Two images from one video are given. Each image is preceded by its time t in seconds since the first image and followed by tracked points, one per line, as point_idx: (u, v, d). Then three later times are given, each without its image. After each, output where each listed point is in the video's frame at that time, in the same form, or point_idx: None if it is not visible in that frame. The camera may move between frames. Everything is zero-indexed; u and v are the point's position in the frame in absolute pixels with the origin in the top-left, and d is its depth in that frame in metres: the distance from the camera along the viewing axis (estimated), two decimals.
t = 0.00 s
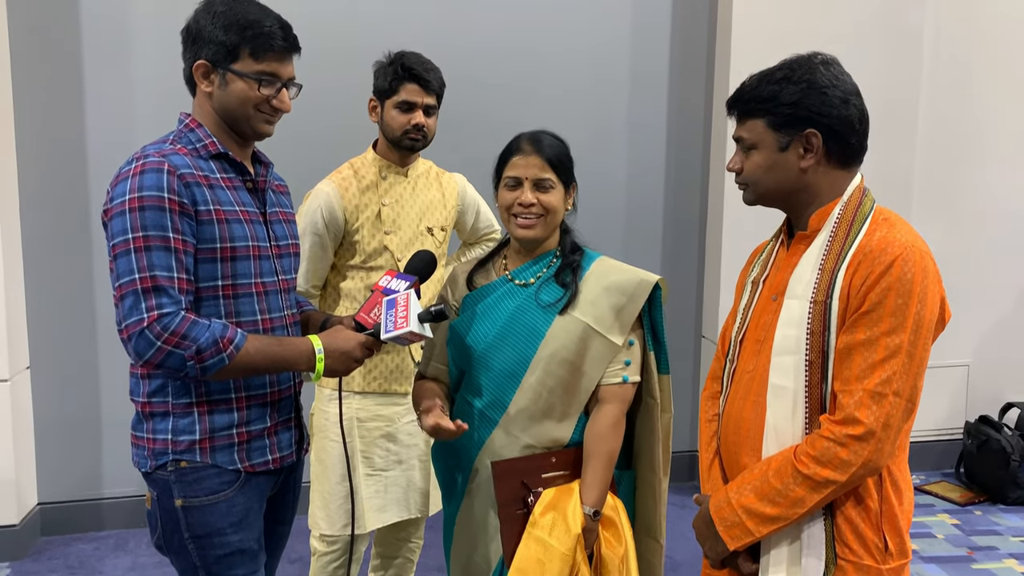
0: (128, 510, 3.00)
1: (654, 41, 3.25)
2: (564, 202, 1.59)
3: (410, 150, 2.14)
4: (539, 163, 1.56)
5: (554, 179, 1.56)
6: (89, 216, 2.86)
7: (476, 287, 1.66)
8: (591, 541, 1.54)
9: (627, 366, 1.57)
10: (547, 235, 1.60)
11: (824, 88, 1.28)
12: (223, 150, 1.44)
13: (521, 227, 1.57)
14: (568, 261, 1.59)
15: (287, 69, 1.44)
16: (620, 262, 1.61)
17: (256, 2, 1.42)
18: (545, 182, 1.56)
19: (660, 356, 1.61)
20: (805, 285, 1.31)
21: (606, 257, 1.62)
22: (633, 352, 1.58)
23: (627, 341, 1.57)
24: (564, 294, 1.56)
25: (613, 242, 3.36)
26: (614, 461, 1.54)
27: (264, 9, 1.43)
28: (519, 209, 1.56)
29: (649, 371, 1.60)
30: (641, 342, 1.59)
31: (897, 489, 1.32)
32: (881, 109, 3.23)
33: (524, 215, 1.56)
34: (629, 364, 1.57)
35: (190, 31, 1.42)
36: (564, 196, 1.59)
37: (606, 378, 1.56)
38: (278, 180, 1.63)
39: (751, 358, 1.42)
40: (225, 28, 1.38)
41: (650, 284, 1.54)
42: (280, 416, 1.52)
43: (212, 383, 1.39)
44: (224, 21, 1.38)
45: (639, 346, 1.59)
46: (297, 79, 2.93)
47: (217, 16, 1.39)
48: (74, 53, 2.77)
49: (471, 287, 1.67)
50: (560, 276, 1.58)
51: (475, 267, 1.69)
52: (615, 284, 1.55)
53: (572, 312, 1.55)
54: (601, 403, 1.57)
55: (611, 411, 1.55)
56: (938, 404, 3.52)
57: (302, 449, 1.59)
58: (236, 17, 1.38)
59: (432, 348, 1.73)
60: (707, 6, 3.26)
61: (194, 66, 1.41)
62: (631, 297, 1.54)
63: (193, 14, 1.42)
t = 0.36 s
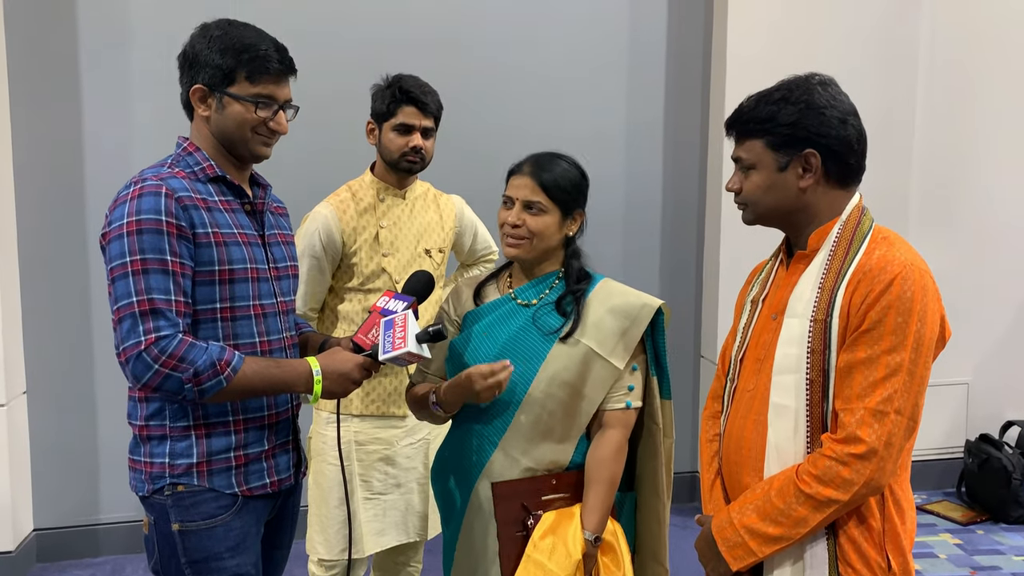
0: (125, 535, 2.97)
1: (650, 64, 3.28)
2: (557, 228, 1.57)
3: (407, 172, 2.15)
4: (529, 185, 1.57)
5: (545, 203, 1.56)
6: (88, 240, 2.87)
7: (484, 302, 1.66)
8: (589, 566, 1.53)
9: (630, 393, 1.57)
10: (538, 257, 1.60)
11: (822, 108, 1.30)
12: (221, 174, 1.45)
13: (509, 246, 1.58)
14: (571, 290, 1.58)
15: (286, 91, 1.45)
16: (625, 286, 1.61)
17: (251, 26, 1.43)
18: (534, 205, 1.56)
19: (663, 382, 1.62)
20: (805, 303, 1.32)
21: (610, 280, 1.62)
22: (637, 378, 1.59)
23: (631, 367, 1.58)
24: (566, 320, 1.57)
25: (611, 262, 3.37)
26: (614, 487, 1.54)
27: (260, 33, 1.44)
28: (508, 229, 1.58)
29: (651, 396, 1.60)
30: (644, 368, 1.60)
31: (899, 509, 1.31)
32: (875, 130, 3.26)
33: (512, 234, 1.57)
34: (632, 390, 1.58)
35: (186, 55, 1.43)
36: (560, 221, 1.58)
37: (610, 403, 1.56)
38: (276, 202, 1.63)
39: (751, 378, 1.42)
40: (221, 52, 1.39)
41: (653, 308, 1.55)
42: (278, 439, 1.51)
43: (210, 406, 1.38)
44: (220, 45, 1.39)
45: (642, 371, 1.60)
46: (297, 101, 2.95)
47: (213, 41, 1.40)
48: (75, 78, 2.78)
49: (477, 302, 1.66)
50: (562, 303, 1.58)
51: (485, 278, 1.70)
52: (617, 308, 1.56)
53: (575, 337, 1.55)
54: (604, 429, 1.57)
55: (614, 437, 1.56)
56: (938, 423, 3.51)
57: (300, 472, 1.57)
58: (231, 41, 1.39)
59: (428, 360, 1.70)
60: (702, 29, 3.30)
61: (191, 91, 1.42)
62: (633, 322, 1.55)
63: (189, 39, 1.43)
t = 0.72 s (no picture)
0: (121, 556, 2.95)
1: (644, 82, 3.32)
2: (566, 244, 1.60)
3: (403, 189, 2.17)
4: (544, 205, 1.56)
5: (558, 222, 1.57)
6: (85, 260, 2.87)
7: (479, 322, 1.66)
8: None
9: (630, 412, 1.57)
10: (549, 275, 1.60)
11: (817, 124, 1.31)
12: (218, 192, 1.46)
13: (524, 266, 1.57)
14: (572, 303, 1.59)
15: (288, 113, 1.48)
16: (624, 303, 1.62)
17: (256, 48, 1.45)
18: (549, 224, 1.57)
19: (663, 400, 1.63)
20: (802, 318, 1.33)
21: (610, 298, 1.63)
22: (636, 398, 1.59)
23: (630, 387, 1.58)
24: (566, 337, 1.58)
25: (608, 278, 3.38)
26: (612, 507, 1.53)
27: (264, 56, 1.46)
28: (523, 249, 1.57)
29: (652, 414, 1.60)
30: (644, 387, 1.60)
31: (899, 523, 1.32)
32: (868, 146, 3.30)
33: (528, 255, 1.57)
34: (632, 409, 1.57)
35: (189, 76, 1.44)
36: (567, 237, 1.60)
37: (610, 422, 1.56)
38: (273, 220, 1.64)
39: (749, 393, 1.43)
40: (230, 74, 1.40)
41: (653, 328, 1.55)
42: (277, 456, 1.50)
43: (210, 424, 1.38)
44: (229, 67, 1.40)
45: (642, 391, 1.60)
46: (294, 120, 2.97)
47: (222, 62, 1.41)
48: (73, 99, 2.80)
49: (473, 322, 1.67)
50: (563, 319, 1.59)
51: (480, 297, 1.71)
52: (617, 326, 1.56)
53: (575, 355, 1.56)
54: (603, 447, 1.57)
55: (613, 455, 1.55)
56: (935, 436, 3.52)
57: (300, 490, 1.57)
58: (240, 64, 1.41)
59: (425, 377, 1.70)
60: (696, 47, 3.34)
61: (196, 109, 1.42)
62: (633, 340, 1.55)
63: (193, 59, 1.43)
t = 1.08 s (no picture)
0: (119, 563, 2.94)
1: (640, 87, 3.33)
2: (548, 250, 1.60)
3: (401, 196, 2.17)
4: (521, 212, 1.57)
5: (537, 227, 1.57)
6: (83, 266, 2.86)
7: (468, 332, 1.66)
8: None
9: (627, 408, 1.58)
10: (530, 282, 1.61)
11: (813, 128, 1.32)
12: (219, 200, 1.46)
13: (505, 273, 1.58)
14: (561, 307, 1.61)
15: (291, 126, 1.48)
16: (611, 303, 1.64)
17: (264, 59, 1.45)
18: (528, 231, 1.57)
19: (656, 396, 1.64)
20: (799, 322, 1.33)
21: (597, 299, 1.65)
22: (632, 394, 1.60)
23: (626, 382, 1.59)
24: (560, 339, 1.58)
25: (606, 283, 3.38)
26: (619, 506, 1.55)
27: (271, 66, 1.46)
28: (502, 257, 1.58)
29: (646, 410, 1.62)
30: (638, 382, 1.62)
31: (898, 526, 1.32)
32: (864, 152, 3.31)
33: (508, 262, 1.57)
34: (629, 405, 1.59)
35: (196, 83, 1.45)
36: (548, 242, 1.61)
37: (608, 420, 1.57)
38: (272, 228, 1.64)
39: (747, 397, 1.43)
40: (234, 83, 1.40)
41: (644, 323, 1.57)
42: (275, 464, 1.50)
43: (207, 431, 1.38)
44: (234, 76, 1.41)
45: (636, 386, 1.61)
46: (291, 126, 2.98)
47: (229, 71, 1.41)
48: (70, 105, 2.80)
49: (462, 333, 1.67)
50: (554, 322, 1.59)
51: (467, 309, 1.71)
52: (608, 325, 1.57)
53: (571, 356, 1.56)
54: (604, 446, 1.58)
55: (614, 453, 1.57)
56: (933, 440, 3.52)
57: (298, 498, 1.57)
58: (245, 73, 1.41)
59: (419, 394, 1.71)
60: (692, 53, 3.35)
61: (198, 115, 1.43)
62: (627, 337, 1.57)
63: (200, 66, 1.44)
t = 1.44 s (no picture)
0: (117, 563, 2.94)
1: (639, 88, 3.33)
2: (543, 247, 1.60)
3: (400, 195, 2.17)
4: (515, 209, 1.57)
5: (532, 224, 1.57)
6: (82, 265, 2.86)
7: (466, 331, 1.66)
8: None
9: (622, 405, 1.58)
10: (527, 279, 1.61)
11: (814, 126, 1.32)
12: (220, 199, 1.45)
13: (502, 272, 1.59)
14: (556, 304, 1.61)
15: (280, 115, 1.46)
16: (606, 300, 1.64)
17: (251, 52, 1.45)
18: (522, 228, 1.57)
19: (651, 392, 1.64)
20: (800, 321, 1.33)
21: (592, 296, 1.65)
22: (627, 390, 1.59)
23: (621, 378, 1.59)
24: (555, 336, 1.58)
25: (605, 284, 3.38)
26: (616, 503, 1.55)
27: (257, 57, 1.45)
28: (498, 255, 1.58)
29: (642, 408, 1.61)
30: (633, 379, 1.61)
31: (898, 525, 1.32)
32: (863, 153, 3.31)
33: (504, 260, 1.57)
34: (624, 402, 1.58)
35: (186, 82, 1.46)
36: (543, 239, 1.61)
37: (602, 417, 1.57)
38: (272, 228, 1.64)
39: (747, 396, 1.43)
40: (218, 76, 1.41)
41: (639, 321, 1.57)
42: (274, 464, 1.50)
43: (206, 431, 1.38)
44: (218, 69, 1.41)
45: (632, 384, 1.61)
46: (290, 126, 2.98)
47: (212, 65, 1.42)
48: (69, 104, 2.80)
49: (460, 332, 1.67)
50: (550, 318, 1.60)
51: (464, 309, 1.71)
52: (604, 323, 1.57)
53: (566, 352, 1.56)
54: (600, 443, 1.57)
55: (610, 450, 1.56)
56: (932, 441, 3.53)
57: (296, 498, 1.57)
58: (229, 65, 1.41)
59: (419, 395, 1.72)
60: (691, 54, 3.35)
61: (189, 114, 1.44)
62: (622, 334, 1.56)
63: (190, 65, 1.45)
